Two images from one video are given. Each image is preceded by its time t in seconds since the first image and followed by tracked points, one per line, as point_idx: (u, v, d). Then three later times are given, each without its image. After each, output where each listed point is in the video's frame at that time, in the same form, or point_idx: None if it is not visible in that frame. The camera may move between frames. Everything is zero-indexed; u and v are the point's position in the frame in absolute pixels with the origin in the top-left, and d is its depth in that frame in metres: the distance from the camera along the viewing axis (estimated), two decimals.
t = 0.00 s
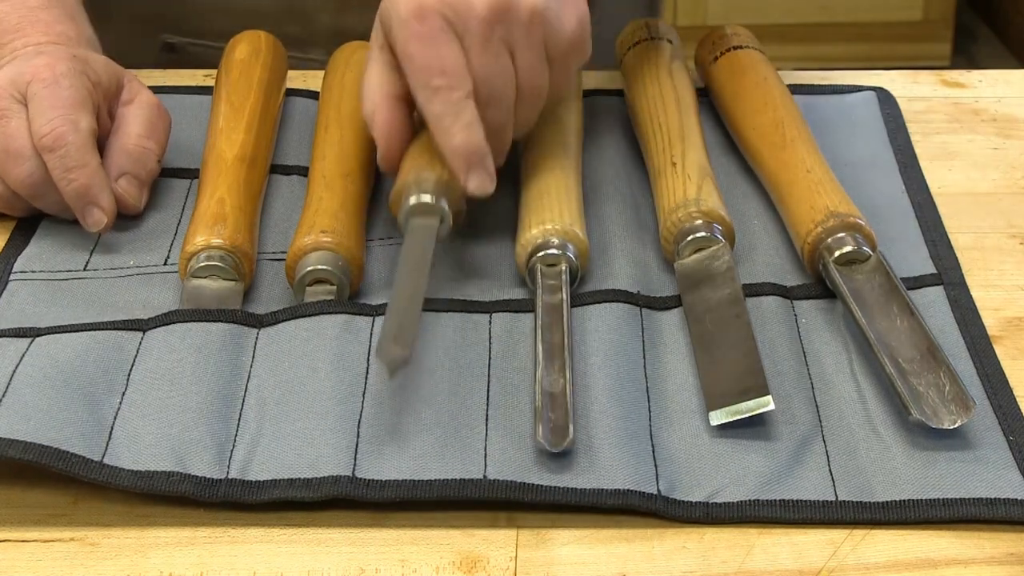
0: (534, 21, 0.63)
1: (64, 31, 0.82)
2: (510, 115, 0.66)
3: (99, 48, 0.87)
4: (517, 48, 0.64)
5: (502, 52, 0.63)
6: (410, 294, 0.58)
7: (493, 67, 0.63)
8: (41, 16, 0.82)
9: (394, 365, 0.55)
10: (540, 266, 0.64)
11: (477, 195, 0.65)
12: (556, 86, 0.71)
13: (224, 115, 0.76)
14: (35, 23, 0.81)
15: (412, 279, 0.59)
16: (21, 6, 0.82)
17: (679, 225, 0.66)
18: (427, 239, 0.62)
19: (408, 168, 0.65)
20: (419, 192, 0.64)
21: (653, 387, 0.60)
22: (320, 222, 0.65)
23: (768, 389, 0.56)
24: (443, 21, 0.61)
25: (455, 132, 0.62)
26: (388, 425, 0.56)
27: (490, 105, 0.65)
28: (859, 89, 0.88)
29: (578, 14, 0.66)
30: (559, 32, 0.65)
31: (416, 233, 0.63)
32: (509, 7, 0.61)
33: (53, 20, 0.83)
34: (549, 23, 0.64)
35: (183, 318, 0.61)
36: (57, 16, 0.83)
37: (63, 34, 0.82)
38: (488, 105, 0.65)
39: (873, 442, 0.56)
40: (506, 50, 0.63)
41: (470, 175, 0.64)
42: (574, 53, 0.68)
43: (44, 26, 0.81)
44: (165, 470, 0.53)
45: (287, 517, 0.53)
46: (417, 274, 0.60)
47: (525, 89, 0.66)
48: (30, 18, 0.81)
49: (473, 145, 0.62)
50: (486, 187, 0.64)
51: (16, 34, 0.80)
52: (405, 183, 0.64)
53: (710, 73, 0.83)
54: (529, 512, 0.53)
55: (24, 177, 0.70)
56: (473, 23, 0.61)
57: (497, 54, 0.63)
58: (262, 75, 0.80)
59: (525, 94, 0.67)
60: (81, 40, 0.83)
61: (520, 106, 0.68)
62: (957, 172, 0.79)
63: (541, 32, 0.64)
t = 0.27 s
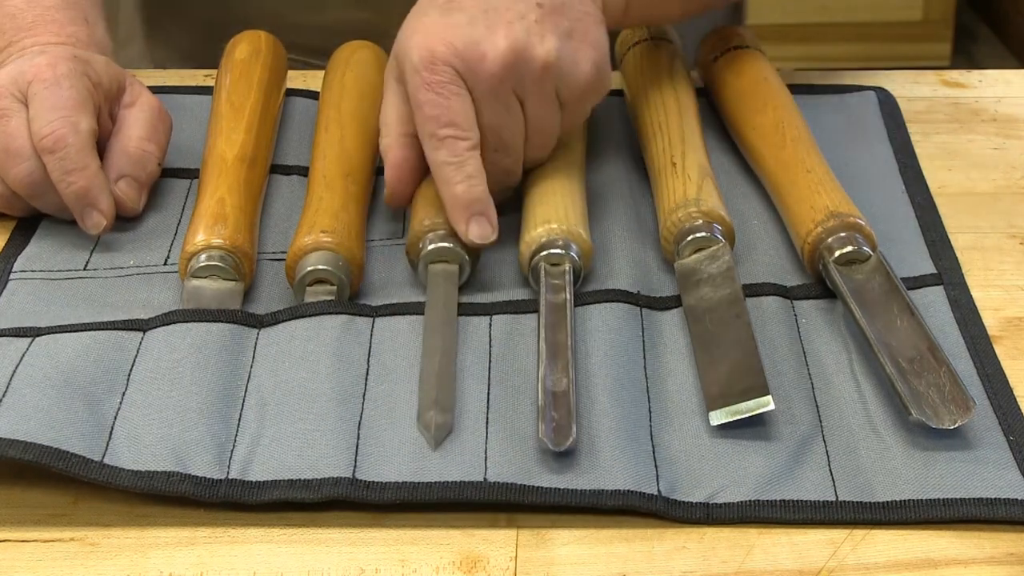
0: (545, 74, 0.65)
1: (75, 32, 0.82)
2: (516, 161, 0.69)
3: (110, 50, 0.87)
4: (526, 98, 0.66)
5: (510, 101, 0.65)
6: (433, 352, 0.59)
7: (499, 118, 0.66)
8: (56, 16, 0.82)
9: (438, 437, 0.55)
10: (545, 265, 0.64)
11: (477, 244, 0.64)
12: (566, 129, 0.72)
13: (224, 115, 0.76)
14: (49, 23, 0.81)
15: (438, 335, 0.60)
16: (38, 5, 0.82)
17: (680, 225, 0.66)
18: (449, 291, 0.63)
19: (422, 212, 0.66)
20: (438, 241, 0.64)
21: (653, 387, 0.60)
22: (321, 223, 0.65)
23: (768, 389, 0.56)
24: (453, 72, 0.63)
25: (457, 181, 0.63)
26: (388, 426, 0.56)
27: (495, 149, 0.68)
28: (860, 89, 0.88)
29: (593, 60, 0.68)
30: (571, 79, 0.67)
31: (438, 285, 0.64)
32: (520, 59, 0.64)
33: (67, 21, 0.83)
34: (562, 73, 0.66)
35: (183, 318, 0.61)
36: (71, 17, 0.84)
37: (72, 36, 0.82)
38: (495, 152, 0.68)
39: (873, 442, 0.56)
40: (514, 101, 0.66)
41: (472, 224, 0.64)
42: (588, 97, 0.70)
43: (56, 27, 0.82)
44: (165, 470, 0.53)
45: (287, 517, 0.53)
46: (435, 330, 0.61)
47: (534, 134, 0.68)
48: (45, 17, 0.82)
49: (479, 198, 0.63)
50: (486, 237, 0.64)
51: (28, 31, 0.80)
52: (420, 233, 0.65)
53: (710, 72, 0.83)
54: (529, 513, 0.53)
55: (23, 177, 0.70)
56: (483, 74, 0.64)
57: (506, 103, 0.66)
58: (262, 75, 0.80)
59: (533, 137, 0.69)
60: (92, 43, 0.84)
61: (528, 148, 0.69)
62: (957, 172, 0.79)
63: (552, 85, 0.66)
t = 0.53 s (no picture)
0: (558, 64, 0.64)
1: (83, 33, 0.83)
2: (523, 155, 0.68)
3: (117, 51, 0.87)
4: (538, 89, 0.65)
5: (523, 92, 0.65)
6: (434, 351, 0.59)
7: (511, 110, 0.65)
8: (66, 16, 0.82)
9: (439, 436, 0.55)
10: (544, 265, 0.64)
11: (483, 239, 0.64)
12: (580, 119, 0.71)
13: (224, 115, 0.76)
14: (58, 23, 0.81)
15: (440, 333, 0.60)
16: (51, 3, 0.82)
17: (680, 225, 0.66)
18: (452, 290, 0.63)
19: (424, 212, 0.66)
20: (439, 238, 0.64)
21: (653, 387, 0.60)
22: (321, 223, 0.65)
23: (768, 389, 0.56)
24: (465, 63, 0.63)
25: (465, 179, 0.65)
26: (388, 426, 0.56)
27: (505, 141, 0.67)
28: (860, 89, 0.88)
29: (609, 51, 0.67)
30: (585, 71, 0.66)
31: (440, 284, 0.64)
32: (534, 50, 0.63)
33: (77, 22, 0.83)
34: (574, 66, 0.65)
35: (183, 318, 0.61)
36: (81, 18, 0.84)
37: (80, 36, 0.82)
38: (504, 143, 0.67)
39: (873, 442, 0.56)
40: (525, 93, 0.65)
41: (478, 220, 0.64)
42: (603, 90, 0.69)
43: (66, 26, 0.82)
44: (165, 471, 0.53)
45: (287, 517, 0.53)
46: (437, 328, 0.61)
47: (546, 125, 0.68)
48: (55, 16, 0.82)
49: (484, 194, 0.64)
50: (494, 233, 0.64)
51: (38, 30, 0.80)
52: (423, 230, 0.65)
53: (710, 72, 0.83)
54: (529, 512, 0.53)
55: (21, 177, 0.70)
56: (495, 65, 0.63)
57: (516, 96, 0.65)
58: (262, 75, 0.80)
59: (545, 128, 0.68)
60: (100, 45, 0.84)
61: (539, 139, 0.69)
62: (957, 172, 0.79)
63: (565, 76, 0.65)
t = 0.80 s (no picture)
0: (579, 44, 0.62)
1: (83, 32, 0.82)
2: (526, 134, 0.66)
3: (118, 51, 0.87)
4: (554, 69, 0.62)
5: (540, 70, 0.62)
6: (431, 347, 0.60)
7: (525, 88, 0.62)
8: (64, 16, 0.82)
9: (435, 431, 0.55)
10: (541, 264, 0.64)
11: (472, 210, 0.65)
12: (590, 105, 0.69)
13: (224, 115, 0.76)
14: (56, 22, 0.81)
15: (437, 331, 0.61)
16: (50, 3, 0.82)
17: (680, 225, 0.66)
18: (449, 288, 0.64)
19: (424, 208, 0.66)
20: (437, 235, 0.65)
21: (653, 387, 0.60)
22: (320, 222, 0.65)
23: (769, 389, 0.56)
24: (491, 38, 0.59)
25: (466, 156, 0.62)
26: (388, 426, 0.56)
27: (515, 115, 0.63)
28: (860, 89, 0.88)
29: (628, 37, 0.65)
30: (603, 54, 0.64)
31: (438, 282, 0.64)
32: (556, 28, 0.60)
33: (76, 21, 0.83)
34: (594, 48, 0.63)
35: (183, 318, 0.61)
36: (81, 17, 0.84)
37: (79, 36, 0.82)
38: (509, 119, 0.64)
39: (873, 442, 0.56)
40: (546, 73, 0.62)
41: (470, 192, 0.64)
42: (616, 79, 0.67)
43: (65, 26, 0.81)
44: (165, 470, 0.53)
45: (287, 517, 0.53)
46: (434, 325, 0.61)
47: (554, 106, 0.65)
48: (54, 16, 0.82)
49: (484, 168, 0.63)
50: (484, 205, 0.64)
51: (36, 29, 0.80)
52: (422, 226, 0.65)
53: (710, 73, 0.83)
54: (529, 512, 0.53)
55: (21, 176, 0.70)
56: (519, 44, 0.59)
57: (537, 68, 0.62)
58: (262, 75, 0.80)
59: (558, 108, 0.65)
60: (101, 44, 0.84)
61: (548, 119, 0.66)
62: (958, 172, 0.79)
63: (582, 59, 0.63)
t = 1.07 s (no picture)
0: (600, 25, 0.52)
1: (74, 32, 0.82)
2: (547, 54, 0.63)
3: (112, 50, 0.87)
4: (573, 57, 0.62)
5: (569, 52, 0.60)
6: (431, 347, 0.60)
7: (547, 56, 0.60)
8: (55, 17, 0.82)
9: (435, 431, 0.55)
10: (541, 264, 0.64)
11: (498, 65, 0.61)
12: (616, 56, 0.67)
13: (224, 115, 0.76)
14: (47, 23, 0.81)
15: (436, 331, 0.61)
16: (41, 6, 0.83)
17: (680, 225, 0.66)
18: (449, 290, 0.63)
19: (424, 208, 0.66)
20: (438, 235, 0.64)
21: (653, 387, 0.60)
22: (320, 222, 0.65)
23: (769, 389, 0.56)
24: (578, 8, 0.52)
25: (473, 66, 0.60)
26: (388, 426, 0.56)
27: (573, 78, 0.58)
28: (860, 89, 0.88)
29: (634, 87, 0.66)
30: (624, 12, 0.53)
31: (438, 282, 0.64)
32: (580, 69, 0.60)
33: (67, 21, 0.83)
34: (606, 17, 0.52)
35: (183, 318, 0.61)
36: (71, 19, 0.83)
37: (71, 35, 0.81)
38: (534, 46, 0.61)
39: (873, 442, 0.55)
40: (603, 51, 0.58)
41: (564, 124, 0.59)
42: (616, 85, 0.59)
43: (56, 26, 0.81)
44: (165, 470, 0.53)
45: (287, 517, 0.53)
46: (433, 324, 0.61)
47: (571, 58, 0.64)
48: (44, 18, 0.82)
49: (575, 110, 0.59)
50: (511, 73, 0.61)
51: (27, 32, 0.80)
52: (422, 226, 0.65)
53: (710, 73, 0.83)
54: (529, 512, 0.53)
55: (21, 173, 0.70)
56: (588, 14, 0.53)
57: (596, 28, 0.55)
58: (262, 75, 0.80)
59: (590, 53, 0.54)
60: (94, 43, 0.83)
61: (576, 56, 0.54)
62: (958, 172, 0.79)
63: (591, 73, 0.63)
